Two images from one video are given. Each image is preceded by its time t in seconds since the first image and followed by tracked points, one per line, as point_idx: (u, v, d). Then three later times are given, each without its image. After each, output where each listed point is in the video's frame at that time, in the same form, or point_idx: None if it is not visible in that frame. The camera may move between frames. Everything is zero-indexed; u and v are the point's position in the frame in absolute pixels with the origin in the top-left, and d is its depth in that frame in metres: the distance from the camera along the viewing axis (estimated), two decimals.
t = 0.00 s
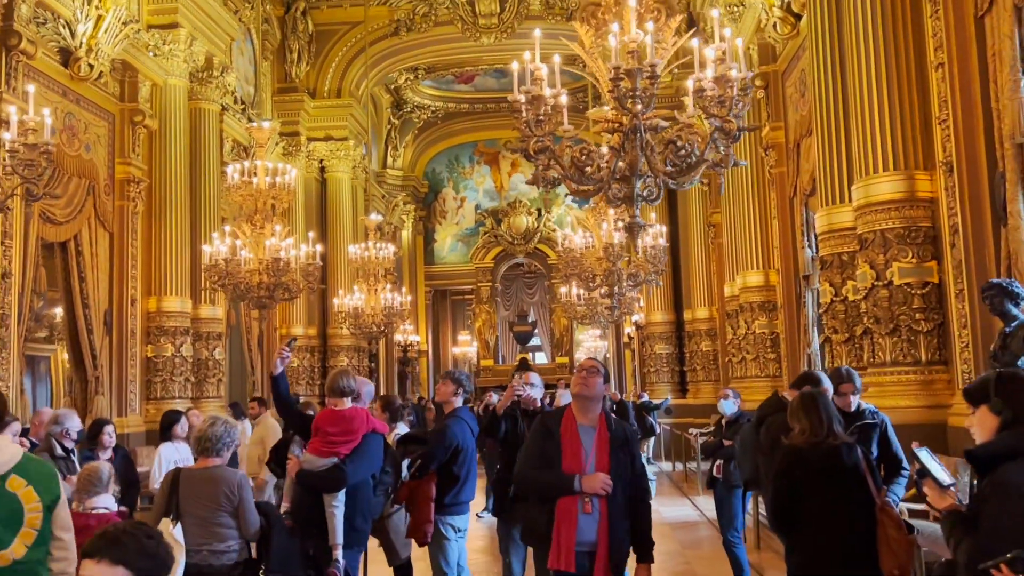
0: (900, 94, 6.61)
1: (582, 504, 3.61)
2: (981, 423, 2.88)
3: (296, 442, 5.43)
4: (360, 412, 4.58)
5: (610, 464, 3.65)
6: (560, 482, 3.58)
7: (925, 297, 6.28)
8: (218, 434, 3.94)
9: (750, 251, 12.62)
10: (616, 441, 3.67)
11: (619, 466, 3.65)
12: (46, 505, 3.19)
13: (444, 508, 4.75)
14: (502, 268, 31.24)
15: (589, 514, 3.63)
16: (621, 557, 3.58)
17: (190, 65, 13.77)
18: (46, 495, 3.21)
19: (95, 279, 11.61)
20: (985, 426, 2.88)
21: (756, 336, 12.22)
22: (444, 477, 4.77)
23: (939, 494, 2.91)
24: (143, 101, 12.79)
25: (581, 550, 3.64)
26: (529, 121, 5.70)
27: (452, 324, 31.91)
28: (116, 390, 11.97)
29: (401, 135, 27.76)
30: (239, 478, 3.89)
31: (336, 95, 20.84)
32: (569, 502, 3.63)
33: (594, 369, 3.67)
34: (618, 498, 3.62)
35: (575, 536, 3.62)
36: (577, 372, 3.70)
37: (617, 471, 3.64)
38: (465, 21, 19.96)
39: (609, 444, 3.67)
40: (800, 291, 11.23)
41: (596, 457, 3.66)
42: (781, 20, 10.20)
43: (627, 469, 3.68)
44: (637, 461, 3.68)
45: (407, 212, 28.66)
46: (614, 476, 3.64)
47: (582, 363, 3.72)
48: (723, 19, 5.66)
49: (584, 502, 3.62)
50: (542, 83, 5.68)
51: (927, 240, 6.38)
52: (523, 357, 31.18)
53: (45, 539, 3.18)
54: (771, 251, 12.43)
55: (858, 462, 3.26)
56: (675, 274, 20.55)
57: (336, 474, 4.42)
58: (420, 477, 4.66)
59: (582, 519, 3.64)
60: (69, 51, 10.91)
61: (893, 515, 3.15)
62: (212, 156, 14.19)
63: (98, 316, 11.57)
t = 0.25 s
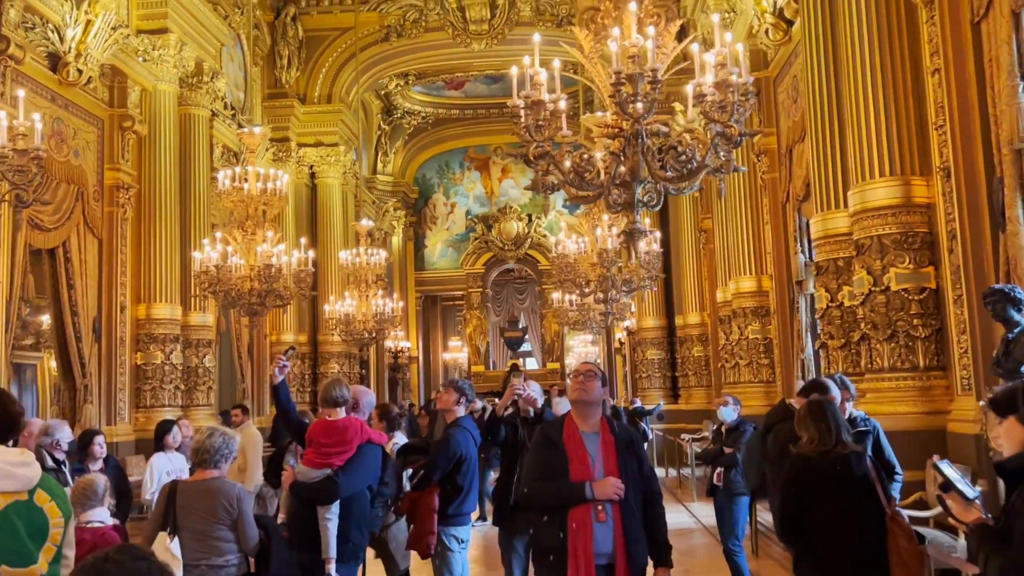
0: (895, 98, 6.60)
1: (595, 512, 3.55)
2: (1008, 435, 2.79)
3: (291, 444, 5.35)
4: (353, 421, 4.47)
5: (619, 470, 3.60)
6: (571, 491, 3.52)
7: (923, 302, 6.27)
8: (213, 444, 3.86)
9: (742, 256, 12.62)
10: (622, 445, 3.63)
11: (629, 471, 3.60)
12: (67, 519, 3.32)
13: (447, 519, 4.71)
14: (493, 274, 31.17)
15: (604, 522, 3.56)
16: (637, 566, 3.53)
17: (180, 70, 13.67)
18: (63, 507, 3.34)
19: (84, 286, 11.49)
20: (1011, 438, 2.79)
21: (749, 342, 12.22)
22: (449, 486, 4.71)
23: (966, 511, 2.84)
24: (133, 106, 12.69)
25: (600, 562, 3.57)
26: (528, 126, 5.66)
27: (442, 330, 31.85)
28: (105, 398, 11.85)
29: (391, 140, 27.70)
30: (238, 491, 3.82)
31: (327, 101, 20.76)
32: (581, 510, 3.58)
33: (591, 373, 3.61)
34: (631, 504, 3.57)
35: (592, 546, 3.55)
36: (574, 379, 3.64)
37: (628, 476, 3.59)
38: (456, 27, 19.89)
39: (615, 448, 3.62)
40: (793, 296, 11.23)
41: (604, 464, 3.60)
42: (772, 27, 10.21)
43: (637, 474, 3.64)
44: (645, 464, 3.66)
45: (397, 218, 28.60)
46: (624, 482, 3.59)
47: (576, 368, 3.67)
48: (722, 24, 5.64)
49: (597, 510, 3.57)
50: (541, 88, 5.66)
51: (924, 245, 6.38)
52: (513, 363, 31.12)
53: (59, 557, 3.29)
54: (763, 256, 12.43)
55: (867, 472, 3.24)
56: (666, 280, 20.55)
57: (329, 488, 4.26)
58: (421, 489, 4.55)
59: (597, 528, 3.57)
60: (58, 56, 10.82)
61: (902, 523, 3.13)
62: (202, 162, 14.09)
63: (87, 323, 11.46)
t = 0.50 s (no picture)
0: (893, 105, 6.60)
1: (601, 524, 3.49)
2: None
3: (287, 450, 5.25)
4: (349, 431, 4.38)
5: (627, 482, 3.55)
6: (576, 502, 3.46)
7: (921, 309, 6.26)
8: (218, 455, 3.79)
9: (736, 263, 12.62)
10: (631, 457, 3.58)
11: (637, 483, 3.55)
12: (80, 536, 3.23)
13: (451, 531, 4.67)
14: (484, 280, 31.12)
15: (610, 534, 3.50)
16: None
17: (172, 77, 13.62)
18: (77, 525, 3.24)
19: (75, 294, 11.40)
20: None
21: (743, 348, 12.21)
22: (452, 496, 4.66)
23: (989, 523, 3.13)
24: (124, 113, 12.62)
25: None
26: (530, 133, 5.68)
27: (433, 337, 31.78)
28: (96, 407, 11.74)
29: (382, 147, 27.66)
30: (240, 505, 3.76)
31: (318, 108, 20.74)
32: (587, 522, 3.51)
33: (601, 382, 3.57)
34: (640, 518, 3.52)
35: (597, 559, 3.48)
36: (583, 387, 3.61)
37: (636, 489, 3.55)
38: (448, 33, 19.87)
39: (625, 460, 3.57)
40: (787, 302, 11.23)
41: (611, 475, 3.55)
42: (766, 34, 10.22)
43: (647, 486, 3.59)
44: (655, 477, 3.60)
45: (389, 224, 28.55)
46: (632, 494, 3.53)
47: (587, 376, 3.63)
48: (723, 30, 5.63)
49: (604, 521, 3.51)
50: (542, 95, 5.67)
51: (922, 252, 6.37)
52: (505, 369, 31.07)
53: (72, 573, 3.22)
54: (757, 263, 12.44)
55: (877, 482, 3.21)
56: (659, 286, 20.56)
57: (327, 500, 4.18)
58: (425, 500, 4.52)
59: (603, 540, 3.51)
60: (49, 62, 10.75)
61: (913, 533, 3.10)
62: (193, 168, 14.02)
63: (78, 331, 11.37)
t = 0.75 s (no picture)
0: (892, 112, 6.62)
1: (609, 536, 3.34)
2: None
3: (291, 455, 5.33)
4: (350, 440, 4.32)
5: (641, 496, 3.39)
6: (584, 512, 3.35)
7: (921, 316, 6.28)
8: (227, 463, 3.78)
9: (732, 270, 12.62)
10: (647, 468, 3.42)
11: (653, 495, 3.38)
12: (94, 549, 2.95)
13: (458, 539, 4.63)
14: (477, 287, 31.09)
15: (618, 547, 3.35)
16: None
17: (166, 84, 13.58)
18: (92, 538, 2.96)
19: (68, 302, 11.32)
20: None
21: (739, 355, 12.21)
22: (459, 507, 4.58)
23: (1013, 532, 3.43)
24: (118, 121, 12.56)
25: None
26: (533, 140, 5.62)
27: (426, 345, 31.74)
28: (89, 416, 11.65)
29: (375, 154, 27.63)
30: (248, 513, 3.73)
31: (312, 115, 20.70)
32: (596, 534, 3.38)
33: (620, 390, 3.46)
34: (651, 531, 3.35)
35: (605, 572, 3.35)
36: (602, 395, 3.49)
37: (651, 502, 3.37)
38: (442, 41, 19.93)
39: (640, 471, 3.42)
40: (783, 309, 11.23)
41: (625, 485, 3.40)
42: (762, 41, 10.25)
43: (665, 501, 3.41)
44: (673, 488, 3.42)
45: (382, 232, 28.51)
46: (646, 507, 3.37)
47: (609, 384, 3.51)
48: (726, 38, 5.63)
49: (612, 533, 3.36)
50: (546, 101, 5.61)
51: (922, 259, 6.39)
52: (498, 377, 31.03)
53: None
54: (753, 270, 12.45)
55: (889, 490, 3.19)
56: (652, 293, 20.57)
57: (328, 510, 4.14)
58: (431, 509, 4.51)
59: (610, 553, 3.36)
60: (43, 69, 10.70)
61: (926, 540, 3.08)
62: (187, 176, 13.97)
63: (71, 339, 11.28)
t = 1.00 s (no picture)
0: (891, 120, 6.67)
1: (631, 551, 3.29)
2: None
3: (301, 461, 5.37)
4: (360, 449, 4.32)
5: (666, 510, 3.33)
6: (605, 525, 3.32)
7: (922, 323, 6.31)
8: (242, 472, 3.77)
9: (728, 277, 12.65)
10: (672, 481, 3.36)
11: (679, 509, 3.32)
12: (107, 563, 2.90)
13: (472, 547, 4.67)
14: (471, 295, 31.08)
15: (640, 562, 3.30)
16: None
17: (161, 91, 13.57)
18: (108, 551, 2.92)
19: (64, 310, 11.28)
20: None
21: (736, 362, 12.24)
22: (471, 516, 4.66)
23: None
24: (114, 128, 12.54)
25: None
26: (542, 148, 5.68)
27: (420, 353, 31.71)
28: (85, 425, 11.59)
29: (369, 162, 27.64)
30: (263, 522, 3.70)
31: (306, 123, 20.70)
32: (617, 548, 3.34)
33: (648, 399, 3.41)
34: (675, 546, 3.29)
35: None
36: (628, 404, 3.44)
37: (676, 516, 3.31)
38: (436, 49, 20.05)
39: (665, 484, 3.36)
40: (780, 316, 11.28)
41: (649, 499, 3.35)
42: (759, 50, 10.30)
43: (691, 516, 3.35)
44: (701, 503, 3.34)
45: (375, 239, 28.51)
46: (671, 521, 3.31)
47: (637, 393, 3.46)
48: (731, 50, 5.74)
49: (633, 549, 3.31)
50: (554, 110, 5.66)
51: (923, 267, 6.43)
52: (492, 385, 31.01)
53: None
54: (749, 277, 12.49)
55: (901, 497, 3.21)
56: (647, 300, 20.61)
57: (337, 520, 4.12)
58: (444, 518, 4.51)
59: (631, 568, 3.32)
60: (40, 77, 10.69)
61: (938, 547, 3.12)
62: (183, 183, 13.95)
63: (67, 348, 11.23)
